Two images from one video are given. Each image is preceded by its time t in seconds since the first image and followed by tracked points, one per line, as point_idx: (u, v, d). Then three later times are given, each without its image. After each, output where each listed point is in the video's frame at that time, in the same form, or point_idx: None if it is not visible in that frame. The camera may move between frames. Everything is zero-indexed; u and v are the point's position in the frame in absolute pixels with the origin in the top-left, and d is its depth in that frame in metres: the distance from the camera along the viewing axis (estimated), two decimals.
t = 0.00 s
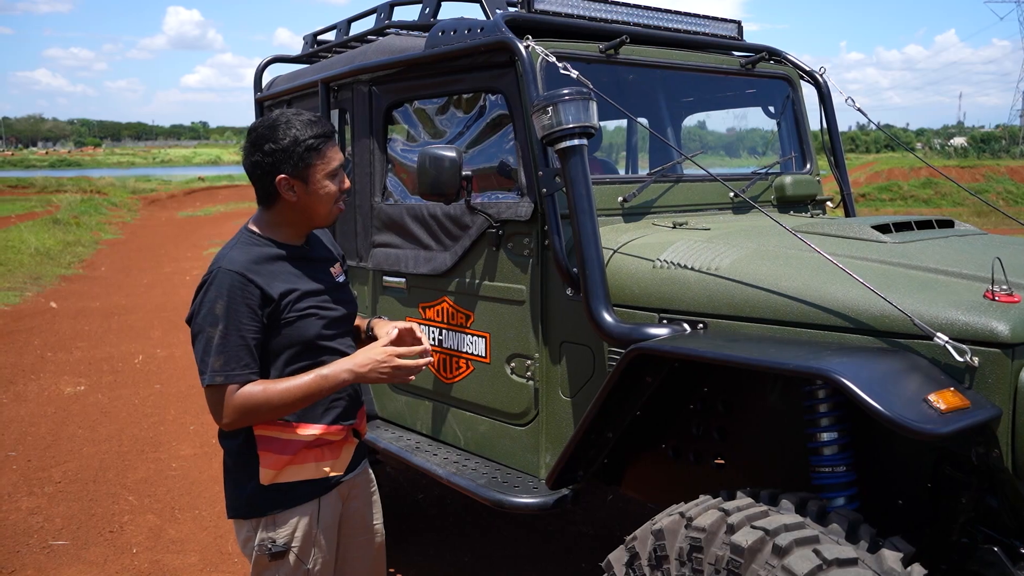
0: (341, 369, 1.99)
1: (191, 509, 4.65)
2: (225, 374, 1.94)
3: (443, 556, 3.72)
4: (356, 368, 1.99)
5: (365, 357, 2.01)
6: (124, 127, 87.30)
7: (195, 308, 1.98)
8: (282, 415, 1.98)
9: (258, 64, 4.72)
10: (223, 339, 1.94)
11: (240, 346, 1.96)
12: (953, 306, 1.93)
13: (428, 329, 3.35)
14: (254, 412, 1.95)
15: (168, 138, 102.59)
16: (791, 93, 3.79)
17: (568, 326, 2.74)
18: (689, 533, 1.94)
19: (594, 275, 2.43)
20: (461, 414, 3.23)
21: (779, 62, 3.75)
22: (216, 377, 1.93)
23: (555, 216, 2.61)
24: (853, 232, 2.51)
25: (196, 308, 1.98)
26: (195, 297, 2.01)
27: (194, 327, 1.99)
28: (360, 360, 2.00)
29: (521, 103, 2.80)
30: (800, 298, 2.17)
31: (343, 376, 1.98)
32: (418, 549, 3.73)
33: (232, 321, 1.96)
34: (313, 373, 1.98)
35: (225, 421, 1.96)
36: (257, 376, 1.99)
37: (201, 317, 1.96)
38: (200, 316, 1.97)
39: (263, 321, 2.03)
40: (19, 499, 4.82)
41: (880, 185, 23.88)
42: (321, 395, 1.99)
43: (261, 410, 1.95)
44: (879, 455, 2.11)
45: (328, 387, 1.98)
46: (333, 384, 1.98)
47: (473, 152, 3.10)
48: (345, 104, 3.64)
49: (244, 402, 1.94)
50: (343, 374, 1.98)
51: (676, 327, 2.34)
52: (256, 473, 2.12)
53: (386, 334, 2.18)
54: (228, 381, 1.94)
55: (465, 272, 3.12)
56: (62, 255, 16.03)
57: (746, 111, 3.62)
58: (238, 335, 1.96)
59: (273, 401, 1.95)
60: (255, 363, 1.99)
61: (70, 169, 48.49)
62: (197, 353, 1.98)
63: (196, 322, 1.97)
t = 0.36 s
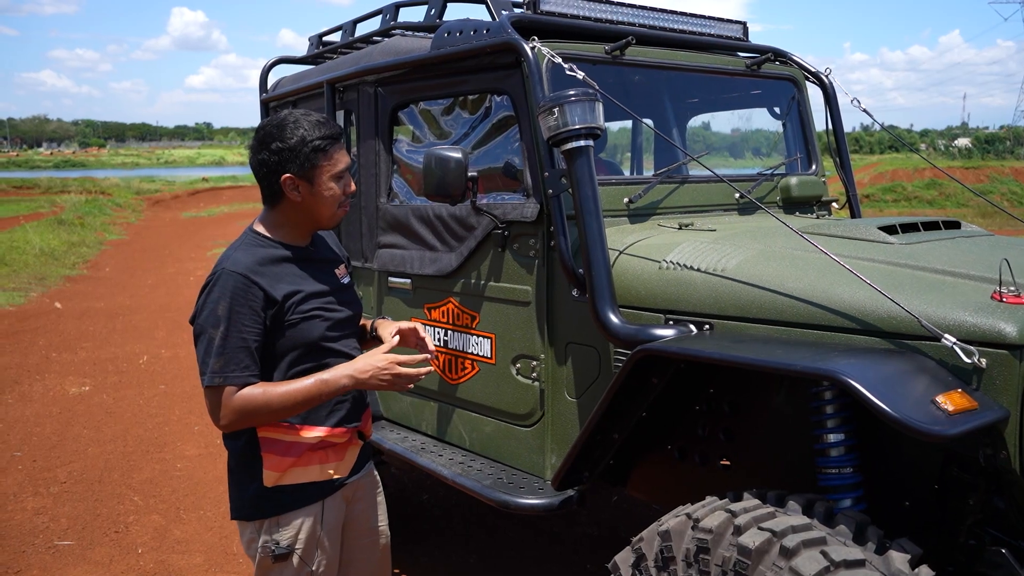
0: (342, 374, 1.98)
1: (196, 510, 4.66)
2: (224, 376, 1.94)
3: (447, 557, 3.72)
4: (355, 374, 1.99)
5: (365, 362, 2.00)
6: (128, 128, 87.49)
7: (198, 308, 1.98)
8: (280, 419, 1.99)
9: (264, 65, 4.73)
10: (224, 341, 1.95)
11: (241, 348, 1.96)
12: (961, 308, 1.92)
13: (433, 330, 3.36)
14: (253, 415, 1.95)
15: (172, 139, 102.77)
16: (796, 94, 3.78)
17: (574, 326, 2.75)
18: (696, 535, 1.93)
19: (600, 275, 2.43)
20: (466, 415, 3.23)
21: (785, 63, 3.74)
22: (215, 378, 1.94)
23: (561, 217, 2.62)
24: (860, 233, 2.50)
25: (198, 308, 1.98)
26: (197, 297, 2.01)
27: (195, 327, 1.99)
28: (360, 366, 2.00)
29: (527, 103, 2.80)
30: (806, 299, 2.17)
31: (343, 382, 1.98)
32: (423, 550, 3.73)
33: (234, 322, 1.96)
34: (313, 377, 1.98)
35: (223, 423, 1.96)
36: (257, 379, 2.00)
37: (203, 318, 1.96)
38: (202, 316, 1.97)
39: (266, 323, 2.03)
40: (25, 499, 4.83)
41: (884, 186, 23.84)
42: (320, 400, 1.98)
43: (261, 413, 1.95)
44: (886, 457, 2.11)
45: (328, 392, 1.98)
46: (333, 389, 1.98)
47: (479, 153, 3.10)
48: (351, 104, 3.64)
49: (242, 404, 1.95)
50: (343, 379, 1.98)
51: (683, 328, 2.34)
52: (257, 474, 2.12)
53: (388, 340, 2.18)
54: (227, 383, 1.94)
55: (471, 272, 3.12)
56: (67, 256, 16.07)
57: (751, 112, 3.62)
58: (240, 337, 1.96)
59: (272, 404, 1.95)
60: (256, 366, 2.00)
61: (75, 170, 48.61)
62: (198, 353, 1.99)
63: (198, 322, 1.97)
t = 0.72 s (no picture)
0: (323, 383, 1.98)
1: (200, 512, 4.66)
2: (206, 372, 1.95)
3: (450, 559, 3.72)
4: (335, 385, 1.98)
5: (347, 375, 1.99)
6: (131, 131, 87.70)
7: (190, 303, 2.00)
8: (261, 419, 1.99)
9: (267, 68, 4.74)
10: (208, 337, 1.96)
11: (224, 345, 1.97)
12: (965, 309, 1.92)
13: (436, 332, 3.36)
14: (232, 414, 1.95)
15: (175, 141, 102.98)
16: (799, 96, 3.79)
17: (577, 328, 2.75)
18: (700, 536, 1.93)
19: (603, 277, 2.43)
20: (470, 417, 3.24)
21: (787, 65, 3.75)
22: (198, 374, 1.95)
23: (564, 219, 2.62)
24: (863, 235, 2.50)
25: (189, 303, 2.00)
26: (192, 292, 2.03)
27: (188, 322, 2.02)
28: (342, 378, 1.98)
29: (530, 106, 2.81)
30: (810, 301, 2.17)
31: (323, 391, 1.97)
32: (426, 552, 3.73)
33: (220, 319, 1.97)
34: (294, 382, 1.98)
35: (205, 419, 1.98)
36: (240, 377, 2.00)
37: (192, 313, 1.98)
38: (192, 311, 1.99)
39: (253, 323, 2.03)
40: (28, 501, 4.83)
41: (887, 188, 23.82)
42: (298, 406, 1.98)
43: (240, 413, 1.96)
44: (890, 458, 2.11)
45: (307, 399, 1.97)
46: (312, 397, 1.97)
47: (482, 156, 3.11)
48: (355, 107, 3.65)
49: (222, 402, 1.96)
50: (322, 389, 1.97)
51: (686, 330, 2.34)
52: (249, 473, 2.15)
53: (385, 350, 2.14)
54: (208, 379, 1.95)
55: (475, 274, 3.12)
56: (70, 258, 16.10)
57: (754, 114, 3.62)
58: (224, 334, 1.97)
59: (250, 404, 1.95)
60: (240, 364, 2.00)
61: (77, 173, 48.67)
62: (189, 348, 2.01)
63: (188, 317, 1.99)
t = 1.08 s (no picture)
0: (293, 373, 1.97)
1: (202, 514, 4.67)
2: (194, 362, 2.00)
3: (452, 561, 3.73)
4: (305, 373, 1.96)
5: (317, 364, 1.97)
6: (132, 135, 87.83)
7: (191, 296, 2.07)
8: (239, 411, 2.01)
9: (271, 72, 4.76)
10: (198, 329, 2.00)
11: (213, 337, 2.00)
12: (963, 311, 1.94)
13: (439, 335, 3.38)
14: (214, 402, 1.99)
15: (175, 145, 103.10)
16: (799, 100, 3.81)
17: (579, 331, 2.76)
18: (701, 536, 1.95)
19: (605, 280, 2.45)
20: (472, 419, 3.25)
21: (787, 69, 3.77)
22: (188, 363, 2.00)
23: (566, 222, 2.64)
24: (863, 238, 2.52)
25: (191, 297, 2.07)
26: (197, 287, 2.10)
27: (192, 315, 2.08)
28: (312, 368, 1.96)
29: (532, 110, 2.83)
30: (811, 303, 2.19)
31: (292, 381, 1.96)
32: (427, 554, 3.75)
33: (210, 312, 2.01)
34: (269, 372, 1.99)
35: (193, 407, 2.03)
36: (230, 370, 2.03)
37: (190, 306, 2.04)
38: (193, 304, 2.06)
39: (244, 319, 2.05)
40: (31, 503, 4.85)
41: (887, 193, 23.86)
42: (269, 395, 1.98)
43: (220, 402, 1.99)
44: (890, 459, 2.13)
45: (277, 388, 1.97)
46: (282, 385, 1.97)
47: (484, 159, 3.13)
48: (358, 111, 3.67)
49: (208, 392, 2.00)
50: (291, 376, 1.97)
51: (687, 332, 2.36)
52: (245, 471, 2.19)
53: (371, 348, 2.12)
54: (196, 369, 2.00)
55: (477, 277, 3.14)
56: (71, 262, 16.12)
57: (754, 118, 3.65)
58: (213, 326, 2.00)
59: (230, 394, 1.98)
60: (229, 357, 2.03)
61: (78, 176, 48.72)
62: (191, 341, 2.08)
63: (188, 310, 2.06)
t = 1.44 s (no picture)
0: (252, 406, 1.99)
1: (204, 516, 4.69)
2: (193, 359, 2.04)
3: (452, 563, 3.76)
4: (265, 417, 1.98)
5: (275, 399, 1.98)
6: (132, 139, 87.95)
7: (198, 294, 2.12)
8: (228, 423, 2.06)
9: (274, 76, 4.79)
10: (199, 327, 2.04)
11: (212, 335, 2.04)
12: (961, 311, 1.97)
13: (441, 336, 3.41)
14: (206, 408, 2.04)
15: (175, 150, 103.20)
16: (799, 104, 3.84)
17: (581, 333, 2.79)
18: (703, 534, 1.97)
19: (607, 281, 2.48)
20: (474, 420, 3.28)
21: (787, 74, 3.80)
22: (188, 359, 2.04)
23: (568, 224, 2.67)
24: (862, 240, 2.55)
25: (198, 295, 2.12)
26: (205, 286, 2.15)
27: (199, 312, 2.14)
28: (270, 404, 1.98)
29: (535, 113, 2.86)
30: (810, 304, 2.21)
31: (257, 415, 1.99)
32: (430, 556, 3.76)
33: (211, 310, 2.04)
34: (242, 399, 2.01)
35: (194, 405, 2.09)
36: (228, 369, 2.07)
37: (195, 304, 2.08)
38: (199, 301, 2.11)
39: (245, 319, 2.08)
40: (34, 505, 4.86)
41: (886, 198, 23.90)
42: (245, 419, 2.02)
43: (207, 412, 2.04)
44: (890, 459, 2.15)
45: (248, 418, 2.00)
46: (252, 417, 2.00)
47: (486, 162, 3.15)
48: (361, 114, 3.70)
49: (207, 391, 2.04)
50: (257, 412, 1.99)
51: (688, 333, 2.38)
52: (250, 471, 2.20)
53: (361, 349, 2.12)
54: (194, 366, 2.04)
55: (480, 278, 3.16)
56: (72, 266, 16.13)
57: (755, 122, 3.68)
58: (214, 325, 2.04)
59: (221, 402, 2.02)
60: (227, 356, 2.06)
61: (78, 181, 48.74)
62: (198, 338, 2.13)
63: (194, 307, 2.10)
